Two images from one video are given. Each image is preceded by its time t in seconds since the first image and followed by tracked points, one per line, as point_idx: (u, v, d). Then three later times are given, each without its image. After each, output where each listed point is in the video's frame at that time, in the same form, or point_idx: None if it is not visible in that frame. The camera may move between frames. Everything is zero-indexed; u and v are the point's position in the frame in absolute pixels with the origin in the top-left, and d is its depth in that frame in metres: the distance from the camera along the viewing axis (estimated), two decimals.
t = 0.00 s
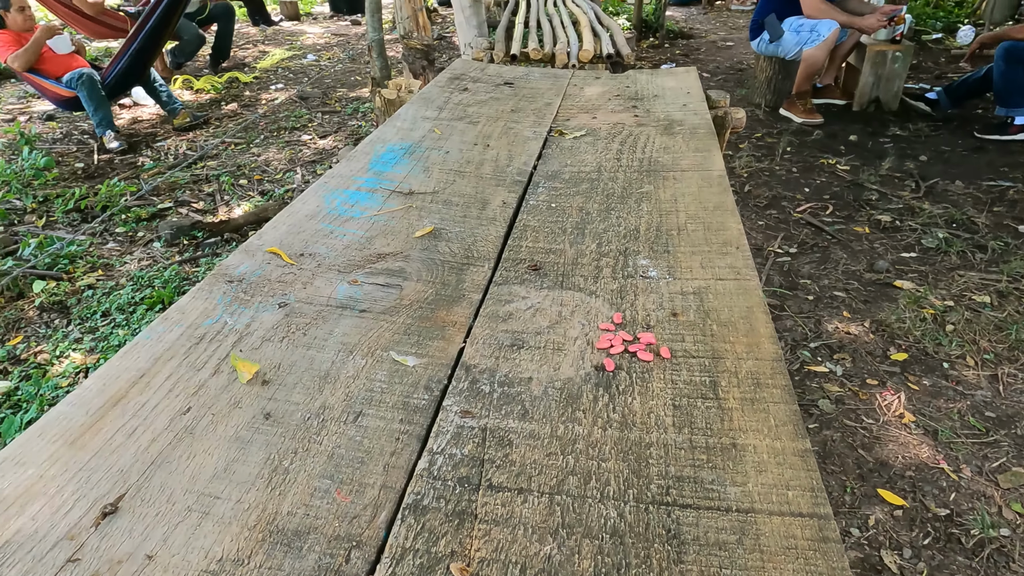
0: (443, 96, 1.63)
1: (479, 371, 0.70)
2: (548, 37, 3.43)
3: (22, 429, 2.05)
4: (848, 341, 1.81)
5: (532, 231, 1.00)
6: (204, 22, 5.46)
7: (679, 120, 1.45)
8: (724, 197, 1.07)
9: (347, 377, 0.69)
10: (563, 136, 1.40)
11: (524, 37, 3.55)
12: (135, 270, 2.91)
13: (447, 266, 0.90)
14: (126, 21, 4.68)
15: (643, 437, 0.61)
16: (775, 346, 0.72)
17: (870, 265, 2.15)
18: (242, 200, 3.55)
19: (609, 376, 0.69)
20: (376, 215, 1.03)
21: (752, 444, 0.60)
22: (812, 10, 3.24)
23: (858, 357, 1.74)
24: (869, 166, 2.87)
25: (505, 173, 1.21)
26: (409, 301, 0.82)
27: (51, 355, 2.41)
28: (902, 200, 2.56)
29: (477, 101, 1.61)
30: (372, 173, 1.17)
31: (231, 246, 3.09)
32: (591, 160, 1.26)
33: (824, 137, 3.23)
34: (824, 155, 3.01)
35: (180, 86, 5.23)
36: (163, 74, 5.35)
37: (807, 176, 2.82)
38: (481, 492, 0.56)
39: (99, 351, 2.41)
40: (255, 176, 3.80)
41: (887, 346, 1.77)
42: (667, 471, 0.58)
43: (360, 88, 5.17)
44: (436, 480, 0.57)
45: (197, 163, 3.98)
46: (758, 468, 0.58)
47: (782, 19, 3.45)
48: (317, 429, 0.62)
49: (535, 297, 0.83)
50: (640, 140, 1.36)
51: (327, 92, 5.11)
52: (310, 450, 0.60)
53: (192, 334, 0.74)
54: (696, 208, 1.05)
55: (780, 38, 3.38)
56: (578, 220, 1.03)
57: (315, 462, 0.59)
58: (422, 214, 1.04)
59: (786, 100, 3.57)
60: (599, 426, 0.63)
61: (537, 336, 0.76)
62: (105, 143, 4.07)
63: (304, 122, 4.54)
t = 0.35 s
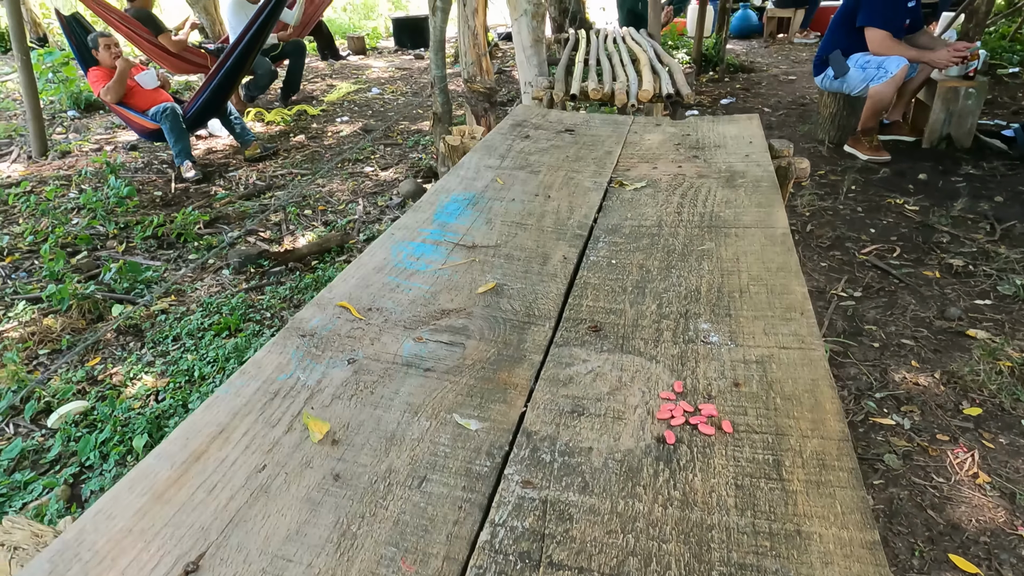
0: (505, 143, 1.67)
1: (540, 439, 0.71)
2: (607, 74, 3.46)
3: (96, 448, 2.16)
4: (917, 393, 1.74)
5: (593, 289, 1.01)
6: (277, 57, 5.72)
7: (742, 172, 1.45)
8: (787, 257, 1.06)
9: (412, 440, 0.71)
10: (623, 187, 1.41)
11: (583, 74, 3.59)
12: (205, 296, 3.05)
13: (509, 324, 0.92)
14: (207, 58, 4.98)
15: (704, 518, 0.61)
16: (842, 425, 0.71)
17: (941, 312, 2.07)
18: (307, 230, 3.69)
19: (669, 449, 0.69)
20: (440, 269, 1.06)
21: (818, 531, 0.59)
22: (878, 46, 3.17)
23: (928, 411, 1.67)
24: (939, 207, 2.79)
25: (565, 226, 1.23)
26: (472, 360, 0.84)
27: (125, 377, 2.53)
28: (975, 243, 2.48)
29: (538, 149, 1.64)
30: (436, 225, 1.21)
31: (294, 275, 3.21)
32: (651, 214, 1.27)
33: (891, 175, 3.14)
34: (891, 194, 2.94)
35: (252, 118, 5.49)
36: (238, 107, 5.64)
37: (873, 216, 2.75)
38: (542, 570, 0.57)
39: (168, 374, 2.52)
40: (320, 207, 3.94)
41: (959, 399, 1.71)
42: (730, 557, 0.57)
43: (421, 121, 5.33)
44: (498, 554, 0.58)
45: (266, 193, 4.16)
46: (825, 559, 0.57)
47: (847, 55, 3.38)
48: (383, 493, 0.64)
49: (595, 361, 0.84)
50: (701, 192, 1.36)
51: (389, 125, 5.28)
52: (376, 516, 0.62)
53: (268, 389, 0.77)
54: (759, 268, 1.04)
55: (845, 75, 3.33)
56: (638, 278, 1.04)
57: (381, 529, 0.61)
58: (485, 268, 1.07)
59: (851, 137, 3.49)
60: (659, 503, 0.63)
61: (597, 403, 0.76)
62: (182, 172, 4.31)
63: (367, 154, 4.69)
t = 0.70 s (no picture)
0: (553, 188, 1.68)
1: (587, 513, 0.70)
2: (655, 108, 3.46)
3: (149, 471, 2.22)
4: (979, 445, 1.66)
5: (641, 348, 1.00)
6: (331, 87, 5.89)
7: (794, 222, 1.42)
8: (843, 318, 1.04)
9: (459, 509, 0.71)
10: (672, 236, 1.40)
11: (631, 107, 3.60)
12: (256, 322, 3.13)
13: (556, 385, 0.92)
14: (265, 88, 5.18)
15: None
16: (903, 510, 0.69)
17: (1005, 357, 1.98)
18: (355, 257, 3.77)
19: (720, 530, 0.68)
20: (488, 322, 1.07)
21: None
22: (935, 78, 3.11)
23: (992, 464, 1.60)
24: (1002, 246, 2.68)
25: (613, 278, 1.22)
26: (519, 424, 0.84)
27: (178, 401, 2.60)
28: None
29: (586, 194, 1.65)
30: (484, 276, 1.22)
31: (342, 302, 3.27)
32: (700, 266, 1.26)
33: (950, 211, 3.04)
34: (950, 230, 2.85)
35: (306, 146, 5.67)
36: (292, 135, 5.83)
37: (929, 252, 2.67)
38: None
39: (219, 400, 2.58)
40: (368, 235, 4.02)
41: None
42: None
43: (468, 150, 5.41)
44: None
45: (317, 220, 4.27)
46: None
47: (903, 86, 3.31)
48: (430, 566, 0.65)
49: (644, 429, 0.83)
50: (752, 244, 1.34)
51: (437, 153, 5.37)
52: None
53: (319, 450, 0.79)
54: (813, 330, 1.02)
55: (901, 107, 3.26)
56: (688, 337, 1.03)
57: None
58: (532, 323, 1.07)
59: (907, 170, 3.40)
60: None
61: (645, 475, 0.75)
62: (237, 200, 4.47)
63: (415, 182, 4.78)
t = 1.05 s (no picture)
0: (563, 198, 1.67)
1: (588, 536, 0.69)
2: (668, 116, 3.43)
3: (159, 478, 2.23)
4: (999, 461, 1.62)
5: (648, 363, 0.98)
6: (345, 95, 5.92)
7: (807, 234, 1.40)
8: (856, 335, 1.01)
9: (457, 529, 0.70)
10: (681, 248, 1.39)
11: (644, 116, 3.58)
12: (268, 329, 3.14)
13: (560, 401, 0.90)
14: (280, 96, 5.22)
15: None
16: (916, 537, 0.66)
17: None
18: (367, 265, 3.77)
19: (726, 557, 0.66)
20: (493, 336, 1.06)
21: None
22: (954, 86, 3.05)
23: (1012, 481, 1.56)
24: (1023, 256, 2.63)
25: (621, 291, 1.21)
26: (521, 441, 0.83)
27: (190, 408, 2.61)
28: None
29: (596, 205, 1.63)
30: (490, 288, 1.21)
31: (353, 310, 3.28)
32: (710, 280, 1.24)
33: (969, 221, 2.99)
34: (969, 241, 2.80)
35: (320, 153, 5.71)
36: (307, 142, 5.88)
37: (948, 263, 2.62)
38: None
39: (230, 407, 2.59)
40: (380, 242, 4.03)
41: None
42: None
43: (482, 157, 5.42)
44: None
45: (330, 227, 4.29)
46: None
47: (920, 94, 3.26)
48: None
49: (649, 447, 0.81)
50: (764, 257, 1.31)
51: (450, 161, 5.38)
52: None
53: (318, 466, 0.78)
54: (825, 347, 0.99)
55: (919, 115, 3.21)
56: (696, 352, 1.01)
57: None
58: (538, 336, 1.06)
59: (924, 179, 3.35)
60: None
61: (649, 497, 0.73)
62: (251, 208, 4.51)
63: (428, 190, 4.78)
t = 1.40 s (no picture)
0: (571, 207, 1.66)
1: (588, 552, 0.67)
2: (681, 124, 3.42)
3: (170, 483, 2.24)
4: (1018, 476, 1.58)
5: (653, 375, 0.97)
6: (360, 103, 5.97)
7: (818, 244, 1.38)
8: (866, 347, 1.00)
9: (454, 543, 0.69)
10: (690, 258, 1.37)
11: (656, 124, 3.57)
12: (280, 335, 3.15)
13: (562, 413, 0.89)
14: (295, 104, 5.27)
15: None
16: (925, 558, 0.64)
17: None
18: (379, 272, 3.78)
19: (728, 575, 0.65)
20: (496, 346, 1.05)
21: None
22: (972, 94, 3.02)
23: None
24: None
25: (628, 301, 1.20)
26: (522, 453, 0.82)
27: (201, 413, 2.63)
28: None
29: (605, 214, 1.63)
30: (496, 297, 1.21)
31: (365, 317, 3.29)
32: (718, 290, 1.22)
33: (987, 230, 2.95)
34: (987, 250, 2.76)
35: (334, 161, 5.75)
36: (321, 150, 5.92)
37: (965, 273, 2.58)
38: None
39: (241, 413, 2.60)
40: (393, 249, 4.04)
41: None
42: None
43: (495, 165, 5.43)
44: None
45: (343, 234, 4.31)
46: None
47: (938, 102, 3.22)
48: None
49: (652, 461, 0.80)
50: (773, 267, 1.30)
51: (463, 168, 5.39)
52: None
53: (317, 477, 0.78)
54: (834, 359, 0.98)
55: (936, 123, 3.17)
56: (702, 364, 0.99)
57: None
58: (543, 347, 1.05)
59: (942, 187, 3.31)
60: None
61: (651, 512, 0.72)
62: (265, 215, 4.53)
63: (440, 197, 4.80)
